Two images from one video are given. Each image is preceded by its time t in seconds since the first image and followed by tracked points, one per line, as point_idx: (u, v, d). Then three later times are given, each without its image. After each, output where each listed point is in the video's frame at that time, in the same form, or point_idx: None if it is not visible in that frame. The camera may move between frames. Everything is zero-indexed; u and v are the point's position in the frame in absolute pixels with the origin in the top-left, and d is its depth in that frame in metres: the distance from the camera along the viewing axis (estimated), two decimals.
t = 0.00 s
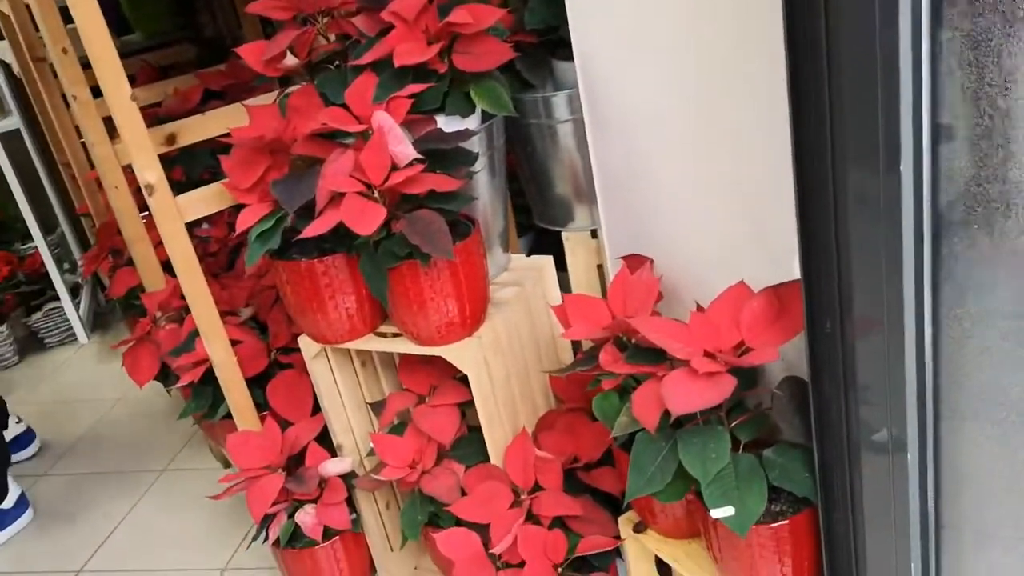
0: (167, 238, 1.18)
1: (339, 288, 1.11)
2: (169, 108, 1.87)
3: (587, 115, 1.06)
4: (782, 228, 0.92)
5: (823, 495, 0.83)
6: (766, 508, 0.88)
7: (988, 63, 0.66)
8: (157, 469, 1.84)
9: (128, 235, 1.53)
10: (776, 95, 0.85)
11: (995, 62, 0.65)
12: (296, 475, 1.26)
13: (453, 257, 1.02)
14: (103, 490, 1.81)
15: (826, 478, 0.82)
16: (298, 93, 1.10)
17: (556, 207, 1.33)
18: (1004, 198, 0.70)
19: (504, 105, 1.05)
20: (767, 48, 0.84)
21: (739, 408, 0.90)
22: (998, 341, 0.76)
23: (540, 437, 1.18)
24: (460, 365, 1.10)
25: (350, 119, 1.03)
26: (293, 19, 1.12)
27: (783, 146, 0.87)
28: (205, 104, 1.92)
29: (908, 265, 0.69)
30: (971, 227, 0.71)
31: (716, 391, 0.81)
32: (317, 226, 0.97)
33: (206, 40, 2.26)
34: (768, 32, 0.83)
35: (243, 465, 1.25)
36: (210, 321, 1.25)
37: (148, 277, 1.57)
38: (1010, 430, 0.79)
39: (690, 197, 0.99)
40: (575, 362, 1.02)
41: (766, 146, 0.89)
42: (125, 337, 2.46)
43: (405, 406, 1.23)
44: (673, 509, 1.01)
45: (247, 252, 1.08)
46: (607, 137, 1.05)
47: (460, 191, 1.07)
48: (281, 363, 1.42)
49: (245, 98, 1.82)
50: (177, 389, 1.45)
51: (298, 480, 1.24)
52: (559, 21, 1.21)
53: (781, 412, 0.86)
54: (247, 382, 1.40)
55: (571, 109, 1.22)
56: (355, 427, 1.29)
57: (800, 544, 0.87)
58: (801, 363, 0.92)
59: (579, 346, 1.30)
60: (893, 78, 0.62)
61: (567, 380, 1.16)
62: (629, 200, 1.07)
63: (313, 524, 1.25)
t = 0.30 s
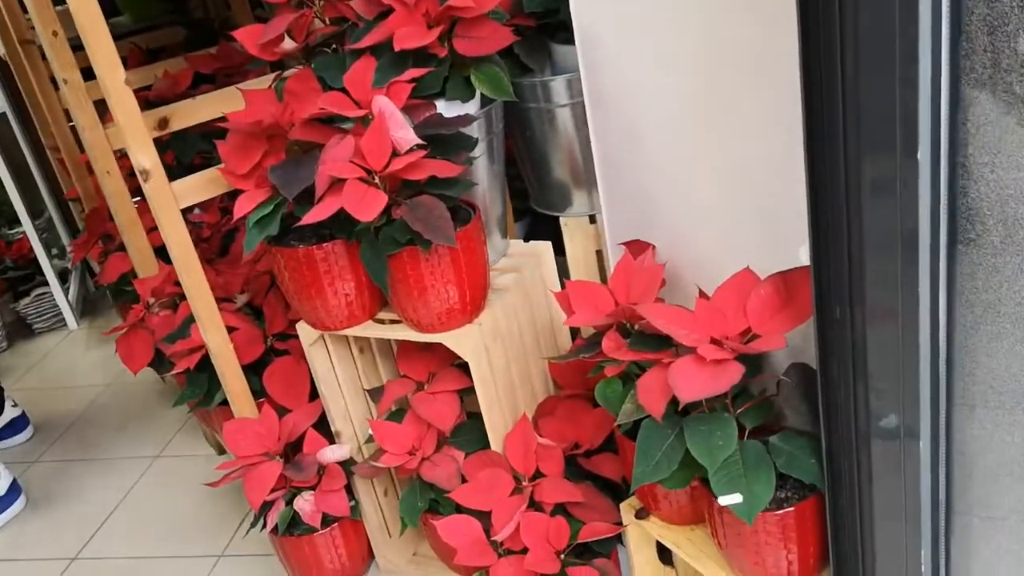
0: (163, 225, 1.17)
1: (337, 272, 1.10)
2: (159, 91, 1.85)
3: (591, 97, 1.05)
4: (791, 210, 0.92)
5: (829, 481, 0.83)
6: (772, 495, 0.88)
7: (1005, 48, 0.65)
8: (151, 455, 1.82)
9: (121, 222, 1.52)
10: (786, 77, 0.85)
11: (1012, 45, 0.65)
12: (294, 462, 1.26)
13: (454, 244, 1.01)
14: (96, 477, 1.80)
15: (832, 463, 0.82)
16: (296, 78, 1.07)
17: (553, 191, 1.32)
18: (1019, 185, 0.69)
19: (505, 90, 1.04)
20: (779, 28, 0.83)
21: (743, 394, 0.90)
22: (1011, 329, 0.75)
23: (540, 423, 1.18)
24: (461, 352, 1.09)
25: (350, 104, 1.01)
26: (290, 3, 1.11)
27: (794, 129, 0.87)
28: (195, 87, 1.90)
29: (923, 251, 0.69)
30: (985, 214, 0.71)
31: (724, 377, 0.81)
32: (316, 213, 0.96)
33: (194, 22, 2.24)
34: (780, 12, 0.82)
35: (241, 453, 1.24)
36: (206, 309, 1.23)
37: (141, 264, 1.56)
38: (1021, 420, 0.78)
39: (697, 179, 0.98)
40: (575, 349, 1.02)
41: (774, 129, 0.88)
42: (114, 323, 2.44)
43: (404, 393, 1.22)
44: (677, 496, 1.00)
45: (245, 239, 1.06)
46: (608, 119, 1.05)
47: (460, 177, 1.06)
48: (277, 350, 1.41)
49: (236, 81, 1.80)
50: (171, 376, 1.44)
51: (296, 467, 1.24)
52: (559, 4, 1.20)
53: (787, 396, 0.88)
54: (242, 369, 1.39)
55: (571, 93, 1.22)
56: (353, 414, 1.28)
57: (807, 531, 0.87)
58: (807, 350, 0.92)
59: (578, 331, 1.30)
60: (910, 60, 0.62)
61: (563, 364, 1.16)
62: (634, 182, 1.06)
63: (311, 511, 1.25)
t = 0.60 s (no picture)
0: (171, 218, 1.16)
1: (348, 266, 1.09)
2: (158, 85, 1.84)
3: (606, 89, 1.06)
4: (805, 206, 0.91)
5: (847, 472, 0.84)
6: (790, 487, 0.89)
7: None
8: (153, 451, 1.82)
9: (123, 216, 1.51)
10: (799, 71, 0.84)
11: None
12: (304, 456, 1.25)
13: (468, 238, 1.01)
14: (98, 472, 1.79)
15: (850, 454, 0.83)
16: (306, 72, 1.07)
17: (560, 183, 1.32)
18: None
19: (517, 83, 1.04)
20: (790, 22, 0.82)
21: (759, 388, 0.89)
22: None
23: (550, 416, 1.18)
24: (473, 345, 1.09)
25: (362, 97, 1.01)
26: None
27: (806, 123, 0.86)
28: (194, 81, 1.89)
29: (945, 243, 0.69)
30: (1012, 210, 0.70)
31: (746, 369, 0.81)
32: (330, 208, 0.96)
33: (189, 15, 2.22)
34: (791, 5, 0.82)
35: (250, 448, 1.24)
36: (214, 303, 1.22)
37: (143, 259, 1.55)
38: None
39: (710, 173, 0.98)
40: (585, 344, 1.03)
41: (784, 123, 0.88)
42: (112, 317, 2.43)
43: (413, 387, 1.22)
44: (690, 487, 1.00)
45: (256, 233, 1.06)
46: (623, 113, 1.06)
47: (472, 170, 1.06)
48: (284, 344, 1.40)
49: (235, 75, 1.79)
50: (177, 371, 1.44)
51: (307, 462, 1.24)
52: None
53: (808, 381, 0.88)
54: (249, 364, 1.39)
55: (577, 86, 1.22)
56: (362, 409, 1.28)
57: (825, 522, 0.87)
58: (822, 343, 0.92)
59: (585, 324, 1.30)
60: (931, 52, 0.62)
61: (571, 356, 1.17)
62: (648, 174, 1.07)
63: (320, 505, 1.25)
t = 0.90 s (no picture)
0: (185, 230, 1.16)
1: (364, 277, 1.10)
2: (163, 94, 1.84)
3: (625, 97, 1.07)
4: (822, 217, 0.91)
5: (868, 484, 0.84)
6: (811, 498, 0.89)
7: None
8: (156, 461, 1.81)
9: (128, 225, 1.49)
10: (815, 82, 0.85)
11: None
12: (316, 467, 1.25)
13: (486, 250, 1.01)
14: (101, 482, 1.79)
15: (872, 467, 0.83)
16: (324, 84, 1.07)
17: (571, 194, 1.33)
18: None
19: (533, 97, 1.05)
20: (807, 34, 0.83)
21: (782, 401, 0.89)
22: None
23: (563, 426, 1.18)
24: (488, 356, 1.09)
25: (382, 110, 1.02)
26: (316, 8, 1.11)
27: (823, 134, 0.86)
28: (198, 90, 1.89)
29: (971, 253, 0.70)
30: None
31: (771, 382, 0.82)
32: (350, 220, 0.96)
33: (190, 24, 2.22)
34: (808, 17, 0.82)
35: (262, 459, 1.24)
36: (226, 314, 1.22)
37: (150, 269, 1.56)
38: None
39: (727, 182, 0.99)
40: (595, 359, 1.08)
41: (799, 134, 0.88)
42: (110, 327, 2.42)
43: (428, 398, 1.22)
44: (706, 497, 1.00)
45: (273, 245, 1.06)
46: (642, 126, 1.07)
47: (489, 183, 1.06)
48: (294, 355, 1.41)
49: (240, 84, 1.79)
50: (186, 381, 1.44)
51: (319, 473, 1.24)
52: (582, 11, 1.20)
53: (830, 403, 0.89)
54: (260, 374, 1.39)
55: (589, 98, 1.22)
56: (373, 420, 1.28)
57: (845, 533, 0.88)
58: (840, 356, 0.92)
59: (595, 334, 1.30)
60: (957, 63, 0.63)
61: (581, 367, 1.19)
62: (666, 182, 1.07)
63: (333, 515, 1.25)
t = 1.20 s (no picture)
0: (221, 269, 1.18)
1: (398, 315, 1.11)
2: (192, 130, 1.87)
3: (654, 134, 1.09)
4: (855, 253, 0.92)
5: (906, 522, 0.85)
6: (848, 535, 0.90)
7: None
8: (183, 493, 1.82)
9: (162, 262, 1.53)
10: (848, 118, 0.86)
11: None
12: (348, 502, 1.26)
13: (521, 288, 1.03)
14: (128, 514, 1.80)
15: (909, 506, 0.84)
16: (359, 125, 1.09)
17: (598, 230, 1.34)
18: None
19: (567, 137, 1.06)
20: (840, 73, 0.84)
21: (817, 438, 0.91)
22: None
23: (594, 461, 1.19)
24: (519, 392, 1.10)
25: (419, 152, 1.03)
26: (350, 51, 1.13)
27: (857, 170, 0.88)
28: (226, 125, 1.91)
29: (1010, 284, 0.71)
30: None
31: (809, 424, 0.83)
32: (386, 261, 0.98)
33: (216, 60, 2.25)
34: (841, 57, 0.84)
35: (295, 494, 1.25)
36: (260, 351, 1.24)
37: (182, 304, 1.58)
38: None
39: (758, 218, 1.00)
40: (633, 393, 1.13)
41: (831, 168, 0.90)
42: (134, 359, 2.44)
43: (459, 433, 1.22)
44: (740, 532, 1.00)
45: (310, 284, 1.08)
46: (671, 164, 1.08)
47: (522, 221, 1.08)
48: (325, 389, 1.42)
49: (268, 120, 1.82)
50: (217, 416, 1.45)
51: (351, 507, 1.25)
52: (612, 51, 1.22)
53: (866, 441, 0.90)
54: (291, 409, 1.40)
55: (616, 134, 1.23)
56: (405, 454, 1.29)
57: (883, 571, 0.89)
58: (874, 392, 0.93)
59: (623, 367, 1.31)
60: (999, 101, 0.65)
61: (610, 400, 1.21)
62: (695, 219, 1.08)
63: (364, 550, 1.25)
